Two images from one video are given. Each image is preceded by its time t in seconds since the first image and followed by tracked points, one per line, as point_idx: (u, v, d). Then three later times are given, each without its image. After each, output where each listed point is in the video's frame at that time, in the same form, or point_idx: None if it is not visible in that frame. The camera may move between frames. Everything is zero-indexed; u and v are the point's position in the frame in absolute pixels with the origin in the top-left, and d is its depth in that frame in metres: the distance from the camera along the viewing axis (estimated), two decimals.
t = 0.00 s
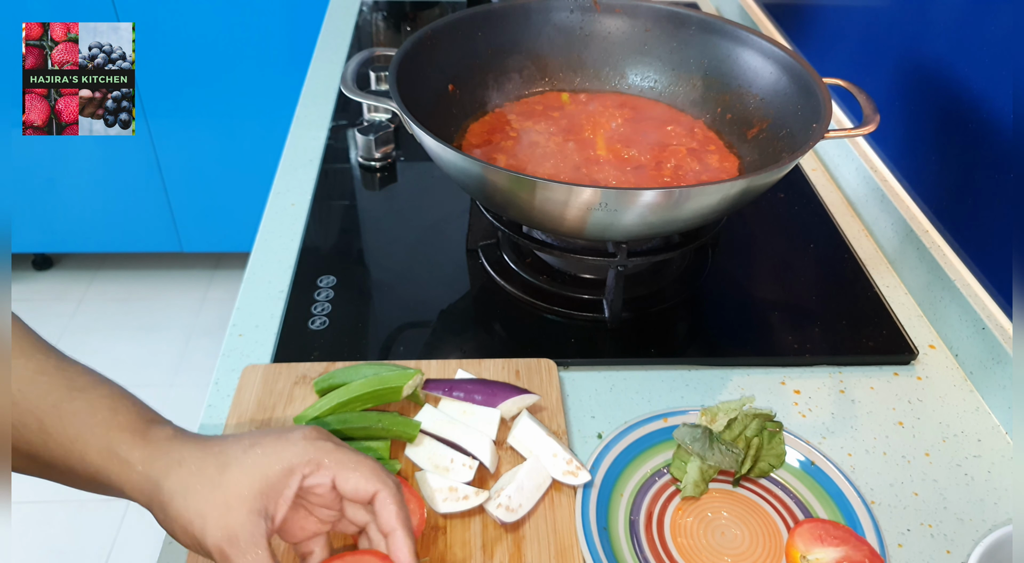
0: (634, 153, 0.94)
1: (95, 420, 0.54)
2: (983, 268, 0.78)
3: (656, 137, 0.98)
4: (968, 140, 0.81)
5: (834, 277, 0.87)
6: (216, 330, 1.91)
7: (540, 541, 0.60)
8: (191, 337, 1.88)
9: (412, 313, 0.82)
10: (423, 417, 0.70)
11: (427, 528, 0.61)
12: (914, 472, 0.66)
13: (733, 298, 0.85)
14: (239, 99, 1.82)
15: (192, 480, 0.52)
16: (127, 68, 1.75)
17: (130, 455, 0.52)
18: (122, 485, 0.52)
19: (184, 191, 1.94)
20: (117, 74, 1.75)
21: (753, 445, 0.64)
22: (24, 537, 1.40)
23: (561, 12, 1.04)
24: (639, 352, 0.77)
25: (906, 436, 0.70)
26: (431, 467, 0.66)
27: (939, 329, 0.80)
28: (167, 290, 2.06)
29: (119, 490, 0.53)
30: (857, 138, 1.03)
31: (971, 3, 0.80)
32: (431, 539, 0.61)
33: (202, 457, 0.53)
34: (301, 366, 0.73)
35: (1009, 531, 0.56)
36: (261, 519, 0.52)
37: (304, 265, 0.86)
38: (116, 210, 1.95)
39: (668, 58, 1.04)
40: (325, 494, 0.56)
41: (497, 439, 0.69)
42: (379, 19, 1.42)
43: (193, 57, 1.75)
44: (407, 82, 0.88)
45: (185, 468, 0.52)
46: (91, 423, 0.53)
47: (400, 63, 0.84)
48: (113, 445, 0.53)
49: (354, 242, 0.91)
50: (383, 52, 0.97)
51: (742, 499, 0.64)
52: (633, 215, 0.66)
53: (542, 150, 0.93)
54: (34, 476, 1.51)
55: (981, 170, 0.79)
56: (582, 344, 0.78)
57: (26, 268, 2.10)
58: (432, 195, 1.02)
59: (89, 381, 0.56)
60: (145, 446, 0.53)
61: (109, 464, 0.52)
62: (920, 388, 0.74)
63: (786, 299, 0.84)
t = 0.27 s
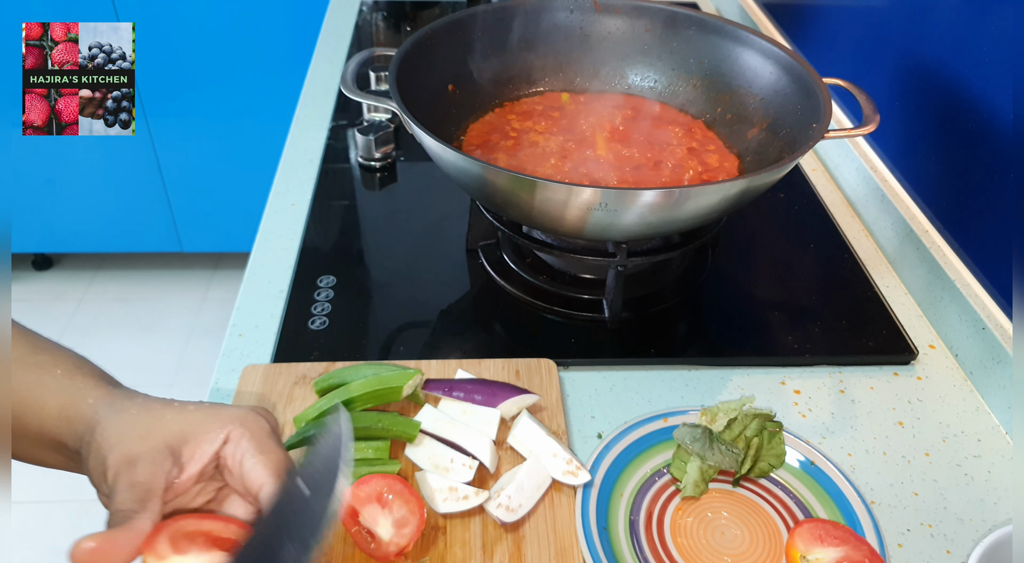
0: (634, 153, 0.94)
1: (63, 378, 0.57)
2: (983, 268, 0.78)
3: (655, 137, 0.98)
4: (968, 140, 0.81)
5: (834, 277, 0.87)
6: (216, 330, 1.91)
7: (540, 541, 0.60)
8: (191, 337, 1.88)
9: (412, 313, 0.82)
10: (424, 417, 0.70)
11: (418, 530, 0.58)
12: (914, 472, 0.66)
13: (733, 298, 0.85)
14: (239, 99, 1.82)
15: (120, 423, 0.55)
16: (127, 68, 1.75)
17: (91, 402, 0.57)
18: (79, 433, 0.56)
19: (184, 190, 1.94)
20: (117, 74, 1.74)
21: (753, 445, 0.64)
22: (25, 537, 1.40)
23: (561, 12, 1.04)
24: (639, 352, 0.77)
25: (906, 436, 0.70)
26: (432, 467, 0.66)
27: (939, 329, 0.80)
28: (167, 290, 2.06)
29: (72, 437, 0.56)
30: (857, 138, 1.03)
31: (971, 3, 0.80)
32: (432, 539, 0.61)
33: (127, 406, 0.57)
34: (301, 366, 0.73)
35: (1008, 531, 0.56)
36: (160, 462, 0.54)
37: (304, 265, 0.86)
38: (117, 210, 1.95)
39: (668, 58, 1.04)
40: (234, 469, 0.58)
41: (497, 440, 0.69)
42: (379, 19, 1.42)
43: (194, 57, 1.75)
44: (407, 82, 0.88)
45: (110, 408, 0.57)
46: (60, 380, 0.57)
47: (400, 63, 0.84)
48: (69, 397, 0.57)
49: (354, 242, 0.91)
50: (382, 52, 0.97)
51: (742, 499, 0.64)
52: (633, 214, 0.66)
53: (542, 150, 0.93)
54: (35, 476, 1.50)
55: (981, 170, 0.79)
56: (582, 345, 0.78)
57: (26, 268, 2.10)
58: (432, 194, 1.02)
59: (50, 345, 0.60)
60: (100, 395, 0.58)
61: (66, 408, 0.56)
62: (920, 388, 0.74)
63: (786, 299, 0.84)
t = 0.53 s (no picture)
0: (634, 153, 0.94)
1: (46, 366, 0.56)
2: (983, 268, 0.78)
3: (656, 137, 0.98)
4: (968, 140, 0.81)
5: (835, 277, 0.87)
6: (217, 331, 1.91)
7: (540, 541, 0.60)
8: (191, 337, 1.88)
9: (412, 313, 0.82)
10: (424, 417, 0.70)
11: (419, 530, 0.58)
12: (913, 472, 0.66)
13: (733, 298, 0.85)
14: (239, 99, 1.82)
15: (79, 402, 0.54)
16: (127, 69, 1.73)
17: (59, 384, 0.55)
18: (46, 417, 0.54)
19: (184, 190, 1.94)
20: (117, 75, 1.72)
21: (753, 445, 0.64)
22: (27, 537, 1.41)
23: (561, 12, 1.04)
24: (639, 352, 0.77)
25: (906, 436, 0.70)
26: (431, 467, 0.66)
27: (939, 329, 0.80)
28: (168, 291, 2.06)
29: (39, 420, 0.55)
30: (857, 139, 1.03)
31: (970, 3, 0.80)
32: (431, 539, 0.61)
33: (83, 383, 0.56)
34: (301, 365, 0.73)
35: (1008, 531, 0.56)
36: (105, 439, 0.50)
37: (304, 265, 0.86)
38: (117, 210, 1.95)
39: (668, 58, 1.04)
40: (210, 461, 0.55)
41: (497, 440, 0.69)
42: (379, 19, 1.42)
43: (194, 57, 1.75)
44: (407, 82, 0.88)
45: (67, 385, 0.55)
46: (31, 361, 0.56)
47: (400, 63, 0.84)
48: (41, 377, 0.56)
49: (354, 242, 0.91)
50: (383, 52, 0.97)
51: (742, 499, 0.64)
52: (633, 214, 0.66)
53: (542, 150, 0.93)
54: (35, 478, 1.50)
55: (981, 170, 0.79)
56: (582, 344, 0.78)
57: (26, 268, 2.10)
58: (432, 195, 1.02)
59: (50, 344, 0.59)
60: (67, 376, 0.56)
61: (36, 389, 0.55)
62: (920, 388, 0.74)
63: (786, 299, 0.84)
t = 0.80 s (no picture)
0: (634, 153, 0.94)
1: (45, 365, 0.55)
2: (983, 268, 0.78)
3: (656, 137, 0.98)
4: (968, 140, 0.81)
5: (835, 277, 0.87)
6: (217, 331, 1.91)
7: (540, 541, 0.60)
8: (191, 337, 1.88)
9: (412, 313, 0.82)
10: (424, 417, 0.70)
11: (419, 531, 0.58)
12: (913, 472, 0.66)
13: (733, 298, 0.85)
14: (239, 99, 1.82)
15: (71, 399, 0.52)
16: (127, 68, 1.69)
17: (48, 380, 0.53)
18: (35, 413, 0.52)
19: (184, 190, 1.94)
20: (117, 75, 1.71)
21: (753, 445, 0.64)
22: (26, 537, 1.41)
23: (561, 12, 1.04)
24: (639, 352, 0.77)
25: (906, 436, 0.70)
26: (431, 467, 0.66)
27: (939, 329, 0.80)
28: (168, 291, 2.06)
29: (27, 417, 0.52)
30: (857, 138, 1.03)
31: (970, 3, 0.80)
32: (431, 539, 0.61)
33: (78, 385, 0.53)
34: (301, 365, 0.73)
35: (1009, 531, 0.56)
36: (107, 440, 0.50)
37: (304, 265, 0.86)
38: (117, 210, 1.95)
39: (668, 58, 1.04)
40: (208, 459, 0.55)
41: (497, 440, 0.69)
42: (379, 19, 1.42)
43: (194, 57, 1.75)
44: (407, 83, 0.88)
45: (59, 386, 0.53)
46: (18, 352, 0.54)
47: (400, 63, 0.84)
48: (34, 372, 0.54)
49: (354, 242, 0.91)
50: (382, 52, 0.97)
51: (742, 499, 0.64)
52: (633, 215, 0.66)
53: (542, 150, 0.93)
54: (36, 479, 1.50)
55: (981, 170, 0.79)
56: (582, 344, 0.78)
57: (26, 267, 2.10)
58: (432, 195, 1.02)
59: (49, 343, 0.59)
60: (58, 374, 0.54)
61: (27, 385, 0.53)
62: (920, 388, 0.74)
63: (786, 299, 0.84)
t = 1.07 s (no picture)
0: (634, 153, 0.94)
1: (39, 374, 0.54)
2: (983, 269, 0.78)
3: (655, 137, 0.98)
4: (967, 140, 0.81)
5: (835, 277, 0.87)
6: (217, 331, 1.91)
7: (540, 541, 0.60)
8: (191, 337, 1.88)
9: (412, 313, 0.82)
10: (424, 417, 0.70)
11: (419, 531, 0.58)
12: (913, 472, 0.66)
13: (733, 298, 0.85)
14: (239, 99, 1.82)
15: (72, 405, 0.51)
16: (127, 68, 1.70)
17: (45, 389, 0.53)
18: (32, 421, 0.51)
19: (184, 190, 1.94)
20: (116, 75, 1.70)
21: (753, 445, 0.64)
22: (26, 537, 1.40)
23: (561, 12, 1.04)
24: (639, 352, 0.77)
25: (906, 436, 0.70)
26: (431, 467, 0.66)
27: (939, 329, 0.80)
28: (168, 290, 2.06)
29: (24, 424, 0.51)
30: (857, 139, 1.03)
31: (970, 4, 0.80)
32: (431, 539, 0.61)
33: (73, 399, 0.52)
34: (301, 365, 0.73)
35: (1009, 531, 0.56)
36: (116, 449, 0.50)
37: (304, 265, 0.86)
38: (117, 210, 1.95)
39: (668, 58, 1.04)
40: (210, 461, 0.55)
41: (497, 440, 0.69)
42: (379, 19, 1.42)
43: (194, 57, 1.75)
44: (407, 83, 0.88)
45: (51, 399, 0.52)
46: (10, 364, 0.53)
47: (400, 63, 0.84)
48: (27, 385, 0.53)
49: (354, 242, 0.91)
50: (382, 52, 0.97)
51: (742, 499, 0.64)
52: (633, 215, 0.66)
53: (542, 150, 0.93)
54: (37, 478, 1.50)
55: (981, 170, 0.79)
56: (582, 344, 0.78)
57: (26, 268, 2.10)
58: (432, 195, 1.02)
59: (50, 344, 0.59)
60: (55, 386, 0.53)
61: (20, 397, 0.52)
62: (920, 388, 0.74)
63: (786, 299, 0.84)
